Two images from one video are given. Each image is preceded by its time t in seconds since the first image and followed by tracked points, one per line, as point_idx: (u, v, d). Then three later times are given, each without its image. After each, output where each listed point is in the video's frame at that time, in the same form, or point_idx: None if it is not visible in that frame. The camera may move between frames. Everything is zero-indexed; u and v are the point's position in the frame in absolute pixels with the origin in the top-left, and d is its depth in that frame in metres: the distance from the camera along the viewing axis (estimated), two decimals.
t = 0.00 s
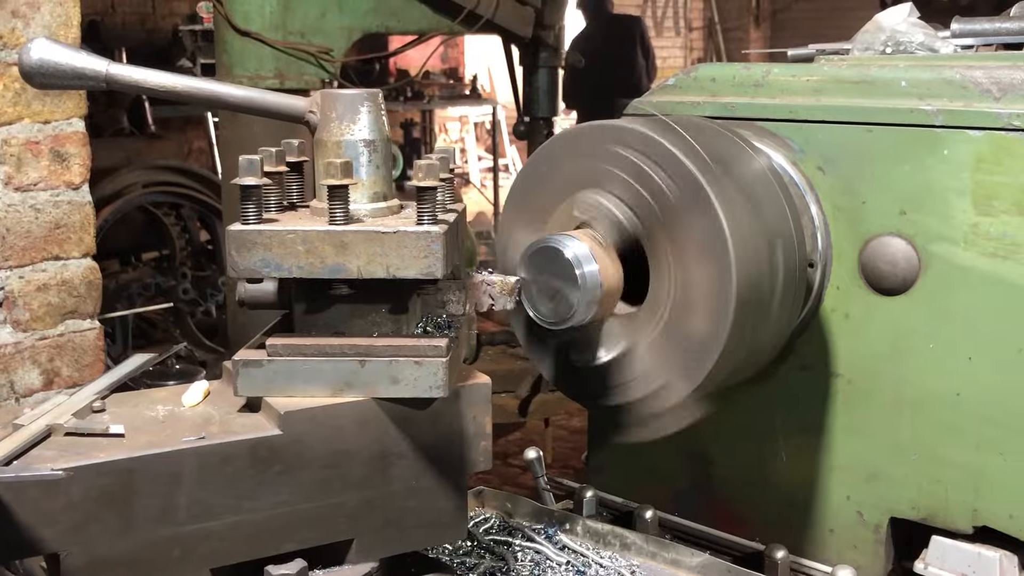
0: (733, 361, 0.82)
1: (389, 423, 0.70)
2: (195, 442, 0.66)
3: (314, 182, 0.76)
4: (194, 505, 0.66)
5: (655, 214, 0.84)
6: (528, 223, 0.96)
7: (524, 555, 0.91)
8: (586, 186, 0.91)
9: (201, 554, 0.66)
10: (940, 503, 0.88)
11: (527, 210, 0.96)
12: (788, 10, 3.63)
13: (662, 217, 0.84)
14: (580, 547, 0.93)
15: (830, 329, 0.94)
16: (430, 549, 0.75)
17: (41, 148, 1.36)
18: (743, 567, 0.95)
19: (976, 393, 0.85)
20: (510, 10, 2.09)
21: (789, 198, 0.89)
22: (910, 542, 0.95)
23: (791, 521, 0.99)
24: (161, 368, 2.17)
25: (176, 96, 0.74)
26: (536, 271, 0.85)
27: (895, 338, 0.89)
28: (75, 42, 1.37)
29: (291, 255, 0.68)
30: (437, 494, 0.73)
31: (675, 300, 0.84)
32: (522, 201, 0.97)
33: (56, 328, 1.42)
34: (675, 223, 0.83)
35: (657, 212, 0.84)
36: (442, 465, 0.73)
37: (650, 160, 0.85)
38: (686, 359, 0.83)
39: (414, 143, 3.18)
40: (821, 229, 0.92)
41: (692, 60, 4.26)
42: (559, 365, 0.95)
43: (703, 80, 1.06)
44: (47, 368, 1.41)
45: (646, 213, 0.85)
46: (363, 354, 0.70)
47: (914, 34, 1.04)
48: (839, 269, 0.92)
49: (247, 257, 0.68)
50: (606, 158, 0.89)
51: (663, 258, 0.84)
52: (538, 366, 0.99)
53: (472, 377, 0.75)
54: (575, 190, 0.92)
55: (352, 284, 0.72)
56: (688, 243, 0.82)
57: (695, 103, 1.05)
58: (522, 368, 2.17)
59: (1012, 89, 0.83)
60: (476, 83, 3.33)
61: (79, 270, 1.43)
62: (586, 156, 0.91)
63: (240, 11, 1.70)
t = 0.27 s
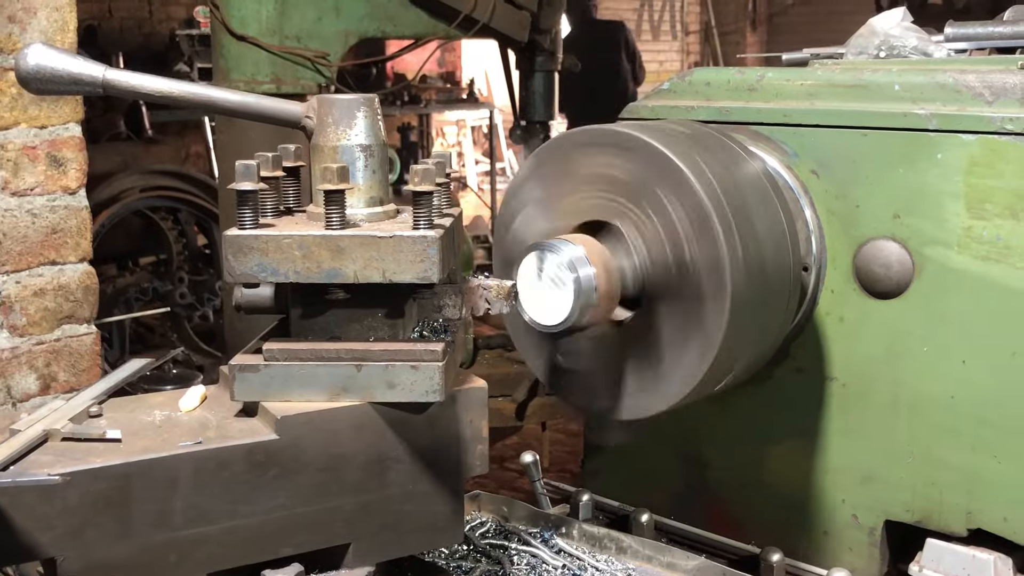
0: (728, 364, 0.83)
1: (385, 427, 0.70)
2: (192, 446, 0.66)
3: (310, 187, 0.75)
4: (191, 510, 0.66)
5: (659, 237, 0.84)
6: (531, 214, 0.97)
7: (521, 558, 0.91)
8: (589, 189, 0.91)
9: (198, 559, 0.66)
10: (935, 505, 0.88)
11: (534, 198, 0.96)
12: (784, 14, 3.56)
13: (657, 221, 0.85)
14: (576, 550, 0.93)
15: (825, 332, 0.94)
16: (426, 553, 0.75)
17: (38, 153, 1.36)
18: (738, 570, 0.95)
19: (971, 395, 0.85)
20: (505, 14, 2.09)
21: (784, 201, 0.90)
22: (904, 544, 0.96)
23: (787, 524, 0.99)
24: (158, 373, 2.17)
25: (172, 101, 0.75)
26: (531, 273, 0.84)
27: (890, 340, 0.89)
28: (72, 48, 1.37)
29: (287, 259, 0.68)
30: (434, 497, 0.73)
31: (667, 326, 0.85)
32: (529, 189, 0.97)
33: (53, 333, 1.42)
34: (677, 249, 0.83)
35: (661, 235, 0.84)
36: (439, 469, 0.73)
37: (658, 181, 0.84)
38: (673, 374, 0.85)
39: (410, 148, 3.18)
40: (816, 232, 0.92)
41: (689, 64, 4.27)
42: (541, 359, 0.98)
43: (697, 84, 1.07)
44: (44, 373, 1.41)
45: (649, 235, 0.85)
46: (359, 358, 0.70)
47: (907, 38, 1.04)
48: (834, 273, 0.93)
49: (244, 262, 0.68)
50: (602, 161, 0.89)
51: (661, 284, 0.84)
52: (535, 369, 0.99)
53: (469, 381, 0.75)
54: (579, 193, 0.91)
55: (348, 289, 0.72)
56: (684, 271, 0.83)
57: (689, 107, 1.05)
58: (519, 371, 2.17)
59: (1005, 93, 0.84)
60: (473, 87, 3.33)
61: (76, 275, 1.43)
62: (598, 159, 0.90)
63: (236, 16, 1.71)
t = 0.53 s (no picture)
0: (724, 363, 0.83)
1: (383, 426, 0.71)
2: (191, 445, 0.66)
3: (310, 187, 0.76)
4: (191, 508, 0.66)
5: (660, 277, 0.84)
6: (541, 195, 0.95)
7: (518, 558, 0.92)
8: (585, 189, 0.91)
9: (197, 557, 0.67)
10: (930, 504, 0.89)
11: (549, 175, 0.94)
12: (782, 18, 3.58)
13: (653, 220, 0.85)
14: (574, 550, 0.93)
15: (820, 332, 0.94)
16: (425, 551, 0.75)
17: (37, 155, 1.37)
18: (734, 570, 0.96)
19: (966, 395, 0.85)
20: (503, 17, 2.10)
21: (779, 201, 0.90)
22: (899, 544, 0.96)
23: (783, 524, 0.99)
24: (155, 375, 2.17)
25: (172, 101, 0.75)
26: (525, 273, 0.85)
27: (885, 340, 0.90)
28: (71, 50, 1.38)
29: (286, 259, 0.68)
30: (433, 496, 0.74)
31: (662, 344, 0.86)
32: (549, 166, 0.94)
33: (51, 335, 1.42)
34: (676, 295, 0.84)
35: (663, 275, 0.84)
36: (437, 468, 0.73)
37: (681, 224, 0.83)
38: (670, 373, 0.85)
39: (408, 151, 3.19)
40: (812, 233, 0.92)
41: (686, 67, 4.27)
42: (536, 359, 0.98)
43: (694, 85, 1.07)
44: (42, 375, 1.42)
45: (648, 270, 0.85)
46: (359, 357, 0.70)
47: (903, 40, 1.05)
48: (830, 273, 0.93)
49: (243, 261, 0.68)
50: (598, 162, 0.90)
51: (655, 323, 0.86)
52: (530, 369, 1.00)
53: (467, 380, 0.76)
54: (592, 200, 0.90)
55: (347, 288, 0.73)
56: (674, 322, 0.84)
57: (686, 108, 1.05)
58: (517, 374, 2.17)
59: (999, 94, 0.84)
60: (471, 90, 3.34)
61: (74, 277, 1.43)
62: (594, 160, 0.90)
63: (235, 18, 1.71)
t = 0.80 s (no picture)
0: (718, 365, 0.84)
1: (382, 424, 0.71)
2: (191, 442, 0.66)
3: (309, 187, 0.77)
4: (191, 505, 0.66)
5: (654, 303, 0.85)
6: (570, 187, 0.93)
7: (515, 556, 0.92)
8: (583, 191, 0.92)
9: (197, 554, 0.67)
10: (923, 503, 0.90)
11: (588, 166, 0.91)
12: (776, 21, 3.61)
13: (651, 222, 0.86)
14: (570, 548, 0.94)
15: (815, 332, 0.95)
16: (423, 549, 0.76)
17: (33, 155, 1.37)
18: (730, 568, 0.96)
19: (959, 395, 0.86)
20: (498, 19, 2.11)
21: (774, 203, 0.91)
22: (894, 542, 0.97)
23: (778, 523, 1.00)
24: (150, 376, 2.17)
25: (172, 101, 0.75)
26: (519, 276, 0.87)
27: (879, 340, 0.91)
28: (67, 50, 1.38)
29: (286, 257, 0.69)
30: (431, 494, 0.74)
31: (655, 346, 0.87)
32: (588, 163, 0.91)
33: (47, 335, 1.42)
34: (653, 350, 0.87)
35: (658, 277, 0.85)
36: (436, 466, 0.74)
37: (690, 294, 0.83)
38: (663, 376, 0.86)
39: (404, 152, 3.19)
40: (806, 233, 0.93)
41: (681, 69, 4.29)
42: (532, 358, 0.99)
43: (689, 87, 1.08)
44: (38, 375, 1.42)
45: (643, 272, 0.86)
46: (357, 355, 0.71)
47: (896, 42, 1.06)
48: (824, 273, 0.94)
49: (243, 260, 0.69)
50: (597, 164, 0.90)
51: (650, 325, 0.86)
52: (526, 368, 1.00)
53: (465, 378, 0.76)
54: (616, 224, 0.89)
55: (347, 287, 0.73)
56: (637, 375, 0.88)
57: (681, 110, 1.06)
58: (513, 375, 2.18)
59: (991, 95, 0.85)
60: (465, 92, 3.34)
61: (70, 277, 1.43)
62: (593, 161, 0.91)
63: (230, 20, 1.71)
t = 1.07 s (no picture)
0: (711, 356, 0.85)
1: (378, 421, 0.72)
2: (191, 439, 0.68)
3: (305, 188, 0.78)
4: (191, 501, 0.67)
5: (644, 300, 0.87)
6: (559, 188, 0.95)
7: (508, 551, 0.93)
8: (574, 191, 0.93)
9: (197, 549, 0.68)
10: (910, 498, 0.91)
11: (624, 198, 0.88)
12: (766, 21, 3.53)
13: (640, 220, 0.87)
14: (562, 544, 0.95)
15: (803, 329, 0.97)
16: (418, 544, 0.77)
17: (27, 156, 1.37)
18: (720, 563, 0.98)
19: (944, 390, 0.88)
20: (489, 20, 2.12)
21: (763, 203, 0.92)
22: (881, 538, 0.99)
23: (768, 518, 1.01)
24: (142, 376, 2.17)
25: (170, 104, 0.76)
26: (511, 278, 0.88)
27: (866, 337, 0.92)
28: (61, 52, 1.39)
29: (283, 257, 0.70)
30: (426, 489, 0.75)
31: (647, 343, 0.88)
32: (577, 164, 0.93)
33: (42, 335, 1.43)
34: (644, 344, 0.88)
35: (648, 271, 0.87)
36: (431, 462, 0.75)
37: (674, 331, 0.85)
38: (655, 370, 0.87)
39: (395, 152, 3.20)
40: (794, 232, 0.95)
41: (671, 70, 4.30)
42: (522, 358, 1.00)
43: (678, 88, 1.09)
44: (32, 375, 1.42)
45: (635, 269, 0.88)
46: (354, 354, 0.72)
47: (883, 43, 1.07)
48: (812, 271, 0.95)
49: (241, 260, 0.70)
50: (586, 165, 0.92)
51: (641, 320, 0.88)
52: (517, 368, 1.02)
53: (459, 376, 0.77)
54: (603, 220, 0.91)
55: (342, 286, 0.74)
56: (607, 383, 0.92)
57: (671, 111, 1.08)
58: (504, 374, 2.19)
59: (976, 97, 0.87)
60: (456, 92, 3.35)
61: (65, 277, 1.44)
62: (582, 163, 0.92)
63: (223, 20, 1.72)
